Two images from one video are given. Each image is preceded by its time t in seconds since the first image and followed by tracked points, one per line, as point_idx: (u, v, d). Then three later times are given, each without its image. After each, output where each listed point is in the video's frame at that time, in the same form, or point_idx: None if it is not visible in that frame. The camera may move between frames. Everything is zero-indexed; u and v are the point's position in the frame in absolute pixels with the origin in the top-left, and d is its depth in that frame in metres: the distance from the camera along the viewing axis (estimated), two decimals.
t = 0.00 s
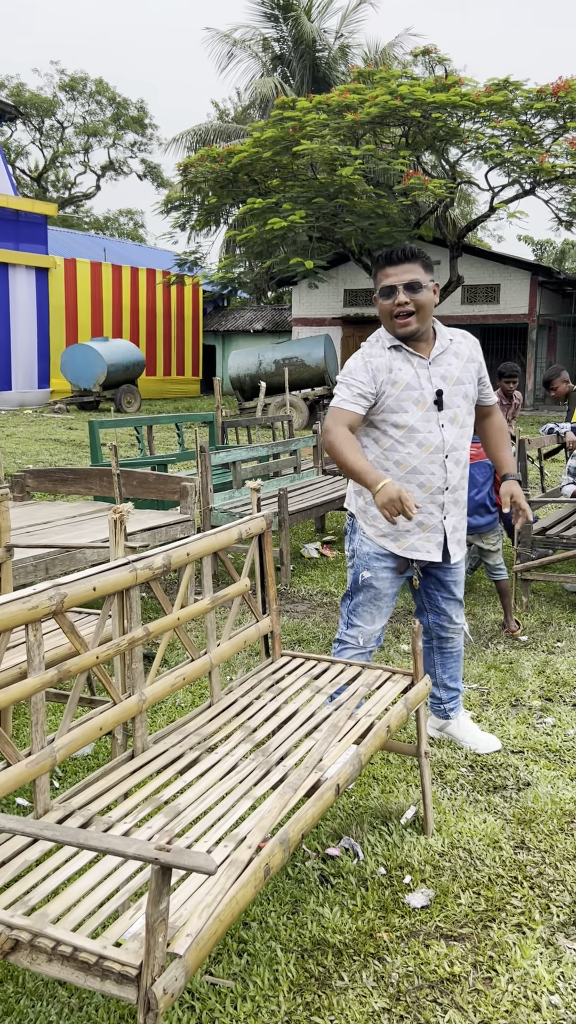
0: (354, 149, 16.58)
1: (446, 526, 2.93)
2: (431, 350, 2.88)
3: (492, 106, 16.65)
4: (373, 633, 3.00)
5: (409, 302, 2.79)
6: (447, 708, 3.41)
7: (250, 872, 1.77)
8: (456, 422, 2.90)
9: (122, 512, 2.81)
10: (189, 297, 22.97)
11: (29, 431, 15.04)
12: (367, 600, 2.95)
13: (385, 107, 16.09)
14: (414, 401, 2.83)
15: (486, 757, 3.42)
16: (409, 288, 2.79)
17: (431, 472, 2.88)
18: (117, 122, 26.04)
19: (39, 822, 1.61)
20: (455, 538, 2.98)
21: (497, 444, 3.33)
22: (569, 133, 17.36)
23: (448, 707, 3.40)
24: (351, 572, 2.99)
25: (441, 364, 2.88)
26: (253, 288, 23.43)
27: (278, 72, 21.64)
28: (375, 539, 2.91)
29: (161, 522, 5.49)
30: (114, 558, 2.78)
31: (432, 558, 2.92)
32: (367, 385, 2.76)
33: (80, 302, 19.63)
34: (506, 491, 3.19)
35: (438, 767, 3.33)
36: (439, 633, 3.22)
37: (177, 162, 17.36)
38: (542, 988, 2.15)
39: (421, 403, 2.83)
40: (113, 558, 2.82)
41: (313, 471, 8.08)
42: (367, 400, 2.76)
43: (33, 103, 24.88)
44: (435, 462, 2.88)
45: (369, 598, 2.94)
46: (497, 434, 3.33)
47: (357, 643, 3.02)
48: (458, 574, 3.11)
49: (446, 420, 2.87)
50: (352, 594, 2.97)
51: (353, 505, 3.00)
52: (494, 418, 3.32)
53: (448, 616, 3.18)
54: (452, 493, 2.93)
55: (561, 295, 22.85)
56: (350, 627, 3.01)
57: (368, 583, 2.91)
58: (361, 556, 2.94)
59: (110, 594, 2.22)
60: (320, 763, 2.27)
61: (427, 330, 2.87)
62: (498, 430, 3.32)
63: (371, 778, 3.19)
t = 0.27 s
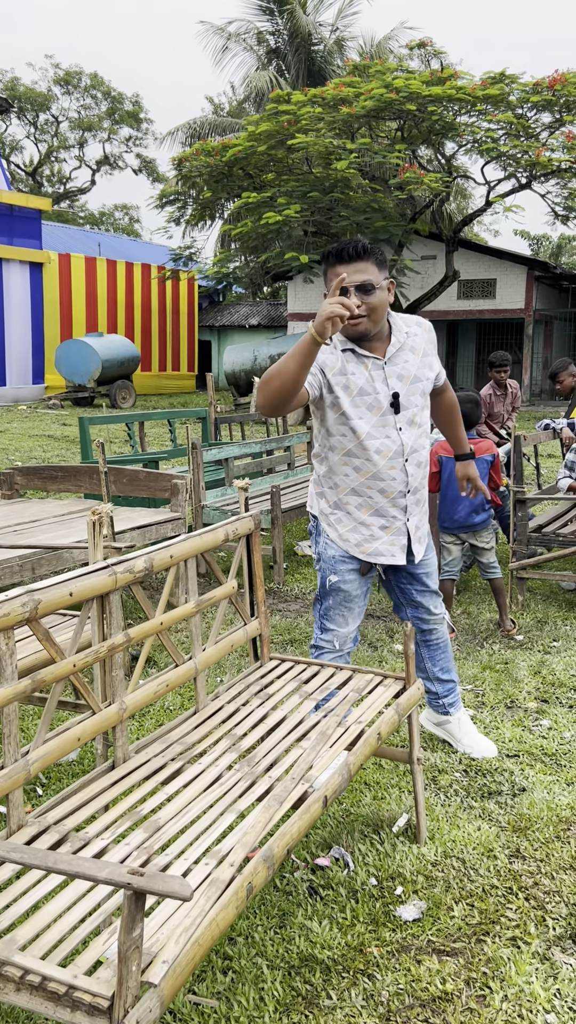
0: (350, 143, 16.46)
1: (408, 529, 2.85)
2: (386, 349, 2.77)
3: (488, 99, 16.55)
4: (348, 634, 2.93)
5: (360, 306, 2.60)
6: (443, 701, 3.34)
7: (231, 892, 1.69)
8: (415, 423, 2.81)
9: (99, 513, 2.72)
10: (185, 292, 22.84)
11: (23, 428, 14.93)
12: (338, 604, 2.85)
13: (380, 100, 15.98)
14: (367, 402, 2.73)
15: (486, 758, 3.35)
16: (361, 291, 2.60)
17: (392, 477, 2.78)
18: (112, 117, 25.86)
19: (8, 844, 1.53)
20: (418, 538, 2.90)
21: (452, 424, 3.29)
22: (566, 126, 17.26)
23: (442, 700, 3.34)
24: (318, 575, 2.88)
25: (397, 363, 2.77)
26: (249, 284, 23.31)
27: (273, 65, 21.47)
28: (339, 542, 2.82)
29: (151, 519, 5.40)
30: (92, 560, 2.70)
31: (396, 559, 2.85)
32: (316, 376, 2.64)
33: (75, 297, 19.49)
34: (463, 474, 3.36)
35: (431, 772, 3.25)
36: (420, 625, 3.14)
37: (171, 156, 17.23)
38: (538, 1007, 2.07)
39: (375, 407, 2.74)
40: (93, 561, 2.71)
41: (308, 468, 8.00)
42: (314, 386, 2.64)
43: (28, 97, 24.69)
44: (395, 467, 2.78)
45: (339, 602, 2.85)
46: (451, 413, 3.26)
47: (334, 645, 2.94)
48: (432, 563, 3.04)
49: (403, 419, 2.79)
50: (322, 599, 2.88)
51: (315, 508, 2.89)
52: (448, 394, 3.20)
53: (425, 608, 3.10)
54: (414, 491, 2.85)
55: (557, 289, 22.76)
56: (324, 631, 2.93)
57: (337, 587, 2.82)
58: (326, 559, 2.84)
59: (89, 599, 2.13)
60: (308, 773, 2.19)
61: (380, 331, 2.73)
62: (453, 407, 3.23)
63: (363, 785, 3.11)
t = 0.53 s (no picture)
0: (347, 137, 16.30)
1: (389, 528, 2.81)
2: (350, 349, 2.69)
3: (487, 93, 16.40)
4: (331, 644, 2.89)
5: (323, 301, 2.56)
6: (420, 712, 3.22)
7: (206, 928, 1.59)
8: (389, 421, 2.74)
9: (72, 520, 2.54)
10: (182, 287, 22.69)
11: (18, 424, 14.79)
12: (320, 614, 2.80)
13: (378, 94, 15.82)
14: (343, 410, 2.62)
15: (464, 762, 3.30)
16: (323, 286, 2.57)
17: (374, 480, 2.71)
18: (109, 111, 25.66)
19: None
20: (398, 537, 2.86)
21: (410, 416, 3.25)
22: (564, 121, 17.12)
23: (419, 712, 3.21)
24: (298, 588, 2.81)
25: (365, 361, 2.70)
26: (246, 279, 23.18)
27: (271, 59, 21.30)
28: (321, 552, 2.74)
29: (141, 519, 5.29)
30: (66, 572, 2.50)
31: (379, 562, 2.81)
32: (290, 391, 2.46)
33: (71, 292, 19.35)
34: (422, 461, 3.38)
35: (424, 784, 3.15)
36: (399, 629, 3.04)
37: (168, 150, 17.07)
38: None
39: (352, 411, 2.63)
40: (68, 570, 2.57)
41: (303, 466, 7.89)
42: (291, 405, 2.45)
43: (25, 91, 24.49)
44: (377, 469, 2.71)
45: (322, 612, 2.80)
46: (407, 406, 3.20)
47: (318, 655, 2.89)
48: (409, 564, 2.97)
49: (379, 417, 2.70)
50: (303, 610, 2.82)
51: (290, 518, 2.78)
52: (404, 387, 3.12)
53: (402, 610, 3.00)
54: (393, 490, 2.79)
55: (556, 285, 22.63)
56: (306, 642, 2.88)
57: (319, 599, 2.76)
58: (306, 571, 2.77)
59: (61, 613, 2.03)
60: (292, 793, 2.09)
61: (342, 331, 2.67)
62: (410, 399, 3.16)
63: (354, 797, 3.01)
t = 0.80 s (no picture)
0: (346, 131, 16.17)
1: (380, 527, 2.74)
2: (332, 346, 2.59)
3: (486, 87, 16.27)
4: (322, 651, 2.82)
5: (303, 300, 2.47)
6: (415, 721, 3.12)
7: (184, 961, 1.50)
8: (377, 416, 2.66)
9: (49, 528, 2.48)
10: (180, 283, 22.56)
11: (15, 420, 14.70)
12: (310, 622, 2.73)
13: (377, 88, 15.68)
14: (333, 411, 2.52)
15: (458, 777, 3.18)
16: (299, 284, 2.47)
17: (365, 480, 2.63)
18: (108, 106, 25.49)
19: None
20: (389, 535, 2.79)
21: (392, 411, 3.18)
22: (565, 115, 16.98)
23: (415, 720, 3.11)
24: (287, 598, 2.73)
25: (348, 357, 2.60)
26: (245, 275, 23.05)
27: (270, 53, 21.15)
28: (309, 560, 2.66)
29: (133, 519, 5.18)
30: (43, 580, 2.50)
31: (371, 564, 2.73)
32: (282, 410, 2.37)
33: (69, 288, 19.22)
34: (403, 452, 3.29)
35: (419, 793, 3.06)
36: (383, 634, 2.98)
37: (166, 145, 16.94)
38: None
39: (341, 410, 2.54)
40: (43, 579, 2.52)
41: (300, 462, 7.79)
42: (284, 426, 2.36)
43: (23, 86, 24.33)
44: (368, 468, 2.63)
45: (311, 621, 2.72)
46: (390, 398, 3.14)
47: (308, 663, 2.82)
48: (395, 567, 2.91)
49: (369, 413, 2.62)
50: (292, 619, 2.75)
51: (275, 525, 2.69)
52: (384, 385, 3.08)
53: (386, 616, 2.95)
54: (385, 487, 2.72)
55: (556, 280, 22.50)
56: (295, 650, 2.81)
57: (308, 608, 2.68)
58: (295, 581, 2.69)
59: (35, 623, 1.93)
60: (280, 811, 2.00)
61: (323, 327, 2.57)
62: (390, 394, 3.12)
63: (348, 808, 2.92)
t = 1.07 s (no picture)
0: (345, 127, 16.07)
1: (371, 533, 2.67)
2: (318, 345, 2.53)
3: (487, 83, 16.17)
4: (315, 658, 2.77)
5: (282, 299, 2.41)
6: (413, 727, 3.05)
7: (169, 989, 1.45)
8: (365, 418, 2.58)
9: (34, 533, 2.43)
10: (180, 280, 22.48)
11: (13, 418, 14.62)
12: (301, 627, 2.68)
13: (377, 83, 15.58)
14: (316, 413, 2.45)
15: (456, 785, 3.11)
16: (280, 281, 2.41)
17: (352, 484, 2.56)
18: (107, 102, 25.37)
19: None
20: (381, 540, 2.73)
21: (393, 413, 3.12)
22: (566, 111, 16.88)
23: (414, 726, 3.04)
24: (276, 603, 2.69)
25: (335, 356, 2.53)
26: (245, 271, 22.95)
27: (269, 48, 21.03)
28: (298, 563, 2.61)
29: (128, 519, 5.11)
30: (27, 587, 2.43)
31: (361, 570, 2.66)
32: (264, 407, 2.32)
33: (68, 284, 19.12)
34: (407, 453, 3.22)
35: (417, 802, 3.00)
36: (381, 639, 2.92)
37: (165, 141, 16.84)
38: None
39: (325, 411, 2.47)
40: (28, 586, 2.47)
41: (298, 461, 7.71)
42: (268, 422, 2.31)
43: (22, 81, 24.20)
44: (355, 471, 2.56)
45: (302, 625, 2.68)
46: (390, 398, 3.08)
47: (300, 669, 2.78)
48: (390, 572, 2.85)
49: (356, 415, 2.55)
50: (282, 623, 2.70)
51: (264, 527, 2.65)
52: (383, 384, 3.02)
53: (382, 620, 2.89)
54: (375, 492, 2.64)
55: (556, 277, 22.41)
56: (287, 656, 2.77)
57: (297, 612, 2.64)
58: (283, 585, 2.65)
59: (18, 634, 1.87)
60: (269, 829, 1.96)
61: (307, 326, 2.51)
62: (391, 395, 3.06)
63: (343, 816, 2.86)
